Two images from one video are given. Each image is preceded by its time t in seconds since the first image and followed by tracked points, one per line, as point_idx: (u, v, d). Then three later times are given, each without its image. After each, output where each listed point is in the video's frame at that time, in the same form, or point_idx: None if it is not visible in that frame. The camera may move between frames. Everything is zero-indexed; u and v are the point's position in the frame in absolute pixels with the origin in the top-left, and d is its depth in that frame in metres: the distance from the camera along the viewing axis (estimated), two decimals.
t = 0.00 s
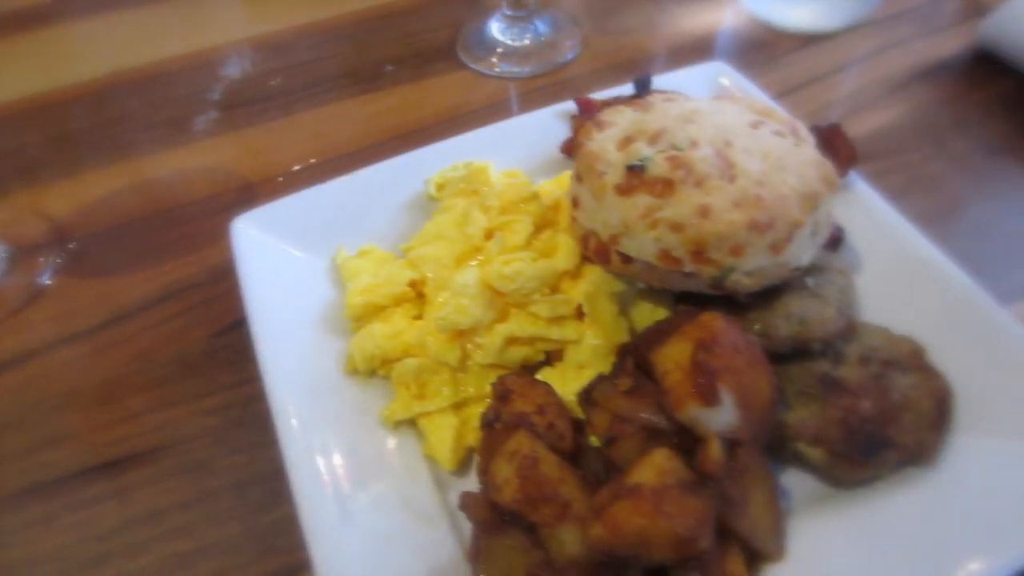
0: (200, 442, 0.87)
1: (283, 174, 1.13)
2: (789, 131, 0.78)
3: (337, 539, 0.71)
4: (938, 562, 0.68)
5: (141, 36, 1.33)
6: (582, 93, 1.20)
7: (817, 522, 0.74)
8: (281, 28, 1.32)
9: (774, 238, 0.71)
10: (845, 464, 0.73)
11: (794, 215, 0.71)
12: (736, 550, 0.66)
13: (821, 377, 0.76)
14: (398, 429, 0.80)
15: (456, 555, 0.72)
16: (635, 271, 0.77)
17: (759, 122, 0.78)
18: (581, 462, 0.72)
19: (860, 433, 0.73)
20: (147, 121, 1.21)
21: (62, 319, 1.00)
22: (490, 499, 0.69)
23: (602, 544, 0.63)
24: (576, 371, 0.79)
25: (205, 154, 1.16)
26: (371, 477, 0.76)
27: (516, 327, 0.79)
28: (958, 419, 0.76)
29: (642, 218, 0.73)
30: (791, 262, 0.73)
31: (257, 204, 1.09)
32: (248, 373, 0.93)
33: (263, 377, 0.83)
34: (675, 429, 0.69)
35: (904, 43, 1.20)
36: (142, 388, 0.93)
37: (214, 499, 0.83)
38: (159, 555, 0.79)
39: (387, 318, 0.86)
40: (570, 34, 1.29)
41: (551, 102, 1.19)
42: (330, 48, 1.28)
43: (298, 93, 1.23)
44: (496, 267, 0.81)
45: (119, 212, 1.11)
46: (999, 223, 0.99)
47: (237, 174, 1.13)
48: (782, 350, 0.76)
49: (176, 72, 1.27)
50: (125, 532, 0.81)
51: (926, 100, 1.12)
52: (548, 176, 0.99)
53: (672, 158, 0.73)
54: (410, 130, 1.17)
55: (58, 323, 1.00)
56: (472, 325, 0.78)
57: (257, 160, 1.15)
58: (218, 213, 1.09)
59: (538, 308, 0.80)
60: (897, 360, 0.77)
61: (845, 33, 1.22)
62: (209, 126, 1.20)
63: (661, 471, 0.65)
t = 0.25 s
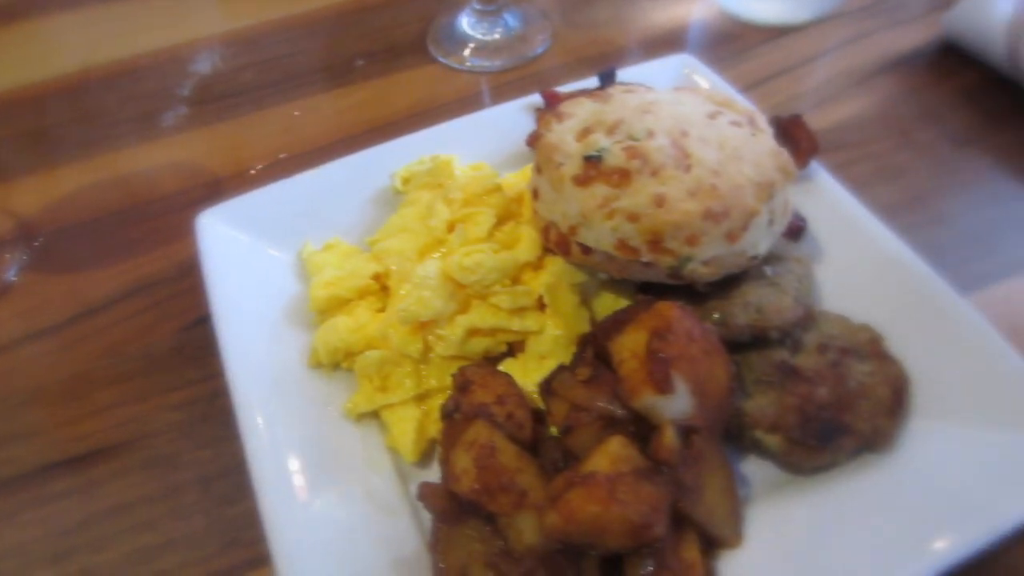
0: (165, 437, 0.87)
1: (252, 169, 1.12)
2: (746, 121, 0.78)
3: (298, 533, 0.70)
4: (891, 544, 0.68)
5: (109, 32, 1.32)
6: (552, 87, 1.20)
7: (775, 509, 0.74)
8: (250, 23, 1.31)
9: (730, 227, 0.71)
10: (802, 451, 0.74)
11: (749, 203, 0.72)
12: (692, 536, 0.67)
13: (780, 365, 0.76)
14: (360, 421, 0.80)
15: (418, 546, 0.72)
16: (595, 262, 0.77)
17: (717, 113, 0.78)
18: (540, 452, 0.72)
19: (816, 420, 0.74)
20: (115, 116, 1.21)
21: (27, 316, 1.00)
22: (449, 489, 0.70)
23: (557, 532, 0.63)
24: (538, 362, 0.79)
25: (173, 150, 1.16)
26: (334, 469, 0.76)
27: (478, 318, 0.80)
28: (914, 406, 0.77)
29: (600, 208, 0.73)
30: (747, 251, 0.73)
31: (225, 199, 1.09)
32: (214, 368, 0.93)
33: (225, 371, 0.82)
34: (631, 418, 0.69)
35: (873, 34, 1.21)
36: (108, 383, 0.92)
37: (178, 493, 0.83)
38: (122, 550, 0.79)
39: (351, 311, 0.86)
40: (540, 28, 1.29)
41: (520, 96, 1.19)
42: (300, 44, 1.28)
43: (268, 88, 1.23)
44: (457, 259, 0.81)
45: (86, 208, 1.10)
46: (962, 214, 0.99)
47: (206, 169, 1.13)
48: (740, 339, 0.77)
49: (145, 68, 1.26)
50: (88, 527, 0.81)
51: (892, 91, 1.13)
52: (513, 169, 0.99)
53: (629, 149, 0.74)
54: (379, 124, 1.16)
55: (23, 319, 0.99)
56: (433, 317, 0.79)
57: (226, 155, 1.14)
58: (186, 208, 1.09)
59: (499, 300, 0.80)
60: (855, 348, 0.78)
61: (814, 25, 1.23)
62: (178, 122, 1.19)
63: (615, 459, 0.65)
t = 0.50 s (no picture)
0: (136, 428, 0.87)
1: (228, 161, 1.12)
2: (715, 113, 0.79)
3: (264, 524, 0.70)
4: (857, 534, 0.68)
5: (87, 25, 1.31)
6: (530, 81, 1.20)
7: (740, 501, 0.74)
8: (230, 17, 1.31)
9: (696, 218, 0.72)
10: (769, 443, 0.74)
11: (716, 195, 0.72)
12: (657, 527, 0.67)
13: (748, 357, 0.76)
14: (330, 412, 0.81)
15: (385, 536, 0.72)
16: (564, 253, 0.77)
17: (685, 105, 0.79)
18: (507, 443, 0.72)
19: (783, 412, 0.74)
20: (91, 109, 1.20)
21: None
22: (415, 479, 0.70)
23: (521, 522, 0.63)
24: (507, 354, 0.80)
25: (150, 142, 1.15)
26: (302, 461, 0.76)
27: (447, 310, 0.80)
28: (881, 401, 0.78)
29: (567, 200, 0.74)
30: (715, 244, 0.74)
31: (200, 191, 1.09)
32: (186, 360, 0.93)
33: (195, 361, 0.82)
34: (596, 408, 0.69)
35: (848, 31, 1.22)
36: (79, 374, 0.92)
37: (148, 483, 0.82)
38: (91, 539, 0.79)
39: (322, 303, 0.86)
40: (519, 22, 1.29)
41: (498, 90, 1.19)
42: (278, 37, 1.27)
43: (246, 80, 1.22)
44: (426, 250, 0.80)
45: (61, 199, 1.09)
46: (935, 214, 0.99)
47: (182, 161, 1.12)
48: (708, 331, 0.77)
49: (122, 60, 1.25)
50: (60, 514, 0.81)
51: (866, 88, 1.14)
52: (487, 163, 1.00)
53: (596, 140, 0.74)
54: (356, 117, 1.16)
55: None
56: (402, 308, 0.79)
57: (202, 148, 1.14)
58: (161, 200, 1.08)
59: (468, 291, 0.80)
60: (823, 340, 0.78)
61: (791, 22, 1.24)
62: (154, 114, 1.19)
63: (579, 449, 0.65)
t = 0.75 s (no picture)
0: (111, 418, 0.87)
1: (208, 153, 1.12)
2: (688, 108, 0.79)
3: (235, 515, 0.70)
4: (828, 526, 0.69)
5: (69, 19, 1.31)
6: (512, 76, 1.20)
7: (709, 494, 0.75)
8: (214, 11, 1.31)
9: (665, 212, 0.72)
10: (737, 436, 0.75)
11: (685, 189, 0.73)
12: (623, 519, 0.67)
13: (718, 351, 0.77)
14: (303, 404, 0.81)
15: (355, 527, 0.72)
16: (536, 247, 0.78)
17: (658, 100, 0.79)
18: (477, 434, 0.73)
19: (751, 405, 0.75)
20: (73, 102, 1.20)
21: None
22: (383, 470, 0.70)
23: (486, 511, 0.64)
24: (479, 346, 0.80)
25: (131, 135, 1.15)
26: (275, 453, 0.76)
27: (420, 303, 0.80)
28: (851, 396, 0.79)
29: (538, 193, 0.74)
30: (685, 238, 0.75)
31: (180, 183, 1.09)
32: (163, 351, 0.93)
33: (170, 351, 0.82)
34: (564, 400, 0.70)
35: (829, 28, 1.22)
36: (55, 364, 0.92)
37: (122, 473, 0.83)
38: (64, 527, 0.79)
39: (297, 295, 0.86)
40: (501, 17, 1.29)
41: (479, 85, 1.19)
42: (262, 31, 1.28)
43: (229, 74, 1.22)
44: (400, 243, 0.81)
45: (40, 191, 1.09)
46: (907, 207, 1.01)
47: (163, 153, 1.12)
48: (679, 325, 0.77)
49: (106, 54, 1.25)
50: (36, 502, 0.81)
51: (845, 85, 1.15)
52: (465, 158, 1.00)
53: (567, 134, 0.74)
54: (337, 111, 1.16)
55: None
56: (375, 300, 0.79)
57: (184, 140, 1.14)
58: (141, 192, 1.08)
59: (441, 284, 0.81)
60: (793, 334, 0.79)
61: (772, 20, 1.24)
62: (136, 107, 1.19)
63: (545, 441, 0.65)
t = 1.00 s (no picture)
0: (99, 412, 0.89)
1: (198, 152, 1.13)
2: (664, 108, 0.81)
3: (219, 508, 0.71)
4: (802, 516, 0.71)
5: (60, 21, 1.31)
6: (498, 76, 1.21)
7: (682, 486, 0.76)
8: (204, 13, 1.32)
9: (640, 209, 0.74)
10: (712, 428, 0.76)
11: (659, 186, 0.74)
12: (596, 508, 0.68)
13: (694, 345, 0.78)
14: (286, 397, 0.83)
15: (336, 517, 0.74)
16: (516, 244, 0.79)
17: (634, 99, 0.81)
18: (456, 426, 0.74)
19: (727, 398, 0.76)
20: (64, 101, 1.20)
21: None
22: (363, 461, 0.71)
23: (461, 502, 0.66)
24: (459, 341, 0.81)
25: (122, 134, 1.16)
26: (259, 447, 0.78)
27: (401, 298, 0.82)
28: (825, 390, 0.80)
29: (516, 191, 0.75)
30: (661, 233, 0.76)
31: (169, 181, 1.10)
32: (151, 347, 0.94)
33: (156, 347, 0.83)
34: (539, 392, 0.71)
35: (811, 28, 1.24)
36: (43, 360, 0.93)
37: (109, 466, 0.84)
38: (51, 518, 0.80)
39: (281, 290, 0.88)
40: (487, 18, 1.30)
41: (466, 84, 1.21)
42: (253, 33, 1.29)
43: (219, 74, 1.23)
44: (382, 240, 0.83)
45: (31, 190, 1.10)
46: (887, 205, 1.02)
47: (153, 152, 1.14)
48: (655, 319, 0.78)
49: (98, 54, 1.26)
50: (23, 496, 0.82)
51: (828, 82, 1.16)
52: (449, 156, 1.02)
53: (544, 133, 0.76)
54: (326, 111, 1.18)
55: None
56: (358, 296, 0.80)
57: (174, 140, 1.15)
58: (131, 191, 1.09)
59: (422, 280, 0.82)
60: (768, 328, 0.80)
61: (755, 20, 1.26)
62: (128, 107, 1.19)
63: (519, 432, 0.67)
